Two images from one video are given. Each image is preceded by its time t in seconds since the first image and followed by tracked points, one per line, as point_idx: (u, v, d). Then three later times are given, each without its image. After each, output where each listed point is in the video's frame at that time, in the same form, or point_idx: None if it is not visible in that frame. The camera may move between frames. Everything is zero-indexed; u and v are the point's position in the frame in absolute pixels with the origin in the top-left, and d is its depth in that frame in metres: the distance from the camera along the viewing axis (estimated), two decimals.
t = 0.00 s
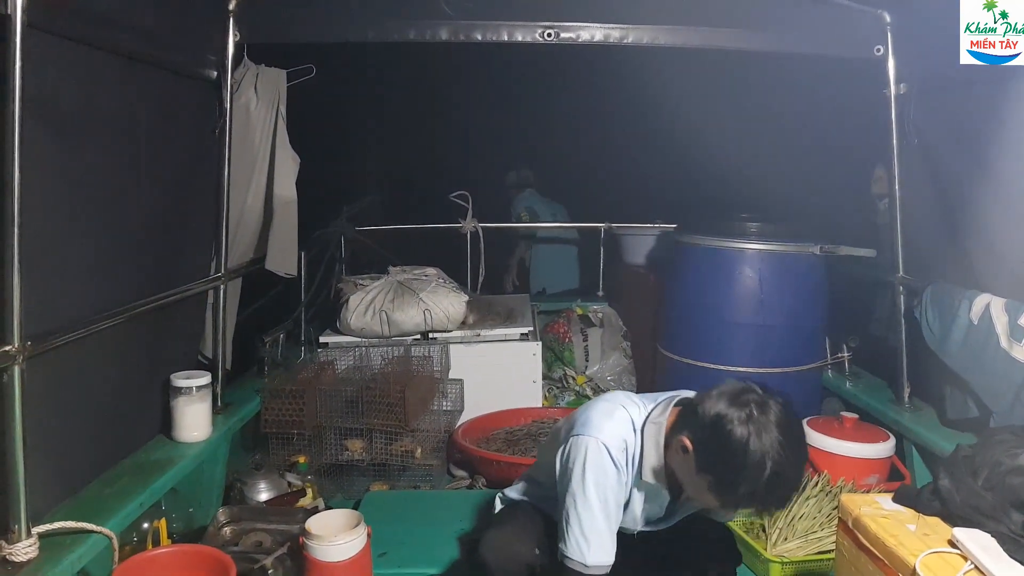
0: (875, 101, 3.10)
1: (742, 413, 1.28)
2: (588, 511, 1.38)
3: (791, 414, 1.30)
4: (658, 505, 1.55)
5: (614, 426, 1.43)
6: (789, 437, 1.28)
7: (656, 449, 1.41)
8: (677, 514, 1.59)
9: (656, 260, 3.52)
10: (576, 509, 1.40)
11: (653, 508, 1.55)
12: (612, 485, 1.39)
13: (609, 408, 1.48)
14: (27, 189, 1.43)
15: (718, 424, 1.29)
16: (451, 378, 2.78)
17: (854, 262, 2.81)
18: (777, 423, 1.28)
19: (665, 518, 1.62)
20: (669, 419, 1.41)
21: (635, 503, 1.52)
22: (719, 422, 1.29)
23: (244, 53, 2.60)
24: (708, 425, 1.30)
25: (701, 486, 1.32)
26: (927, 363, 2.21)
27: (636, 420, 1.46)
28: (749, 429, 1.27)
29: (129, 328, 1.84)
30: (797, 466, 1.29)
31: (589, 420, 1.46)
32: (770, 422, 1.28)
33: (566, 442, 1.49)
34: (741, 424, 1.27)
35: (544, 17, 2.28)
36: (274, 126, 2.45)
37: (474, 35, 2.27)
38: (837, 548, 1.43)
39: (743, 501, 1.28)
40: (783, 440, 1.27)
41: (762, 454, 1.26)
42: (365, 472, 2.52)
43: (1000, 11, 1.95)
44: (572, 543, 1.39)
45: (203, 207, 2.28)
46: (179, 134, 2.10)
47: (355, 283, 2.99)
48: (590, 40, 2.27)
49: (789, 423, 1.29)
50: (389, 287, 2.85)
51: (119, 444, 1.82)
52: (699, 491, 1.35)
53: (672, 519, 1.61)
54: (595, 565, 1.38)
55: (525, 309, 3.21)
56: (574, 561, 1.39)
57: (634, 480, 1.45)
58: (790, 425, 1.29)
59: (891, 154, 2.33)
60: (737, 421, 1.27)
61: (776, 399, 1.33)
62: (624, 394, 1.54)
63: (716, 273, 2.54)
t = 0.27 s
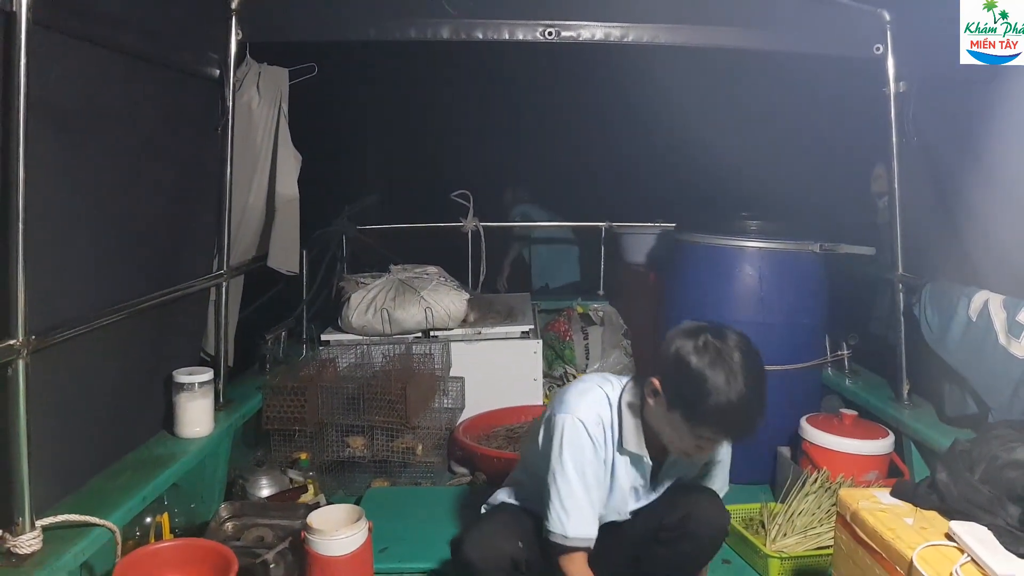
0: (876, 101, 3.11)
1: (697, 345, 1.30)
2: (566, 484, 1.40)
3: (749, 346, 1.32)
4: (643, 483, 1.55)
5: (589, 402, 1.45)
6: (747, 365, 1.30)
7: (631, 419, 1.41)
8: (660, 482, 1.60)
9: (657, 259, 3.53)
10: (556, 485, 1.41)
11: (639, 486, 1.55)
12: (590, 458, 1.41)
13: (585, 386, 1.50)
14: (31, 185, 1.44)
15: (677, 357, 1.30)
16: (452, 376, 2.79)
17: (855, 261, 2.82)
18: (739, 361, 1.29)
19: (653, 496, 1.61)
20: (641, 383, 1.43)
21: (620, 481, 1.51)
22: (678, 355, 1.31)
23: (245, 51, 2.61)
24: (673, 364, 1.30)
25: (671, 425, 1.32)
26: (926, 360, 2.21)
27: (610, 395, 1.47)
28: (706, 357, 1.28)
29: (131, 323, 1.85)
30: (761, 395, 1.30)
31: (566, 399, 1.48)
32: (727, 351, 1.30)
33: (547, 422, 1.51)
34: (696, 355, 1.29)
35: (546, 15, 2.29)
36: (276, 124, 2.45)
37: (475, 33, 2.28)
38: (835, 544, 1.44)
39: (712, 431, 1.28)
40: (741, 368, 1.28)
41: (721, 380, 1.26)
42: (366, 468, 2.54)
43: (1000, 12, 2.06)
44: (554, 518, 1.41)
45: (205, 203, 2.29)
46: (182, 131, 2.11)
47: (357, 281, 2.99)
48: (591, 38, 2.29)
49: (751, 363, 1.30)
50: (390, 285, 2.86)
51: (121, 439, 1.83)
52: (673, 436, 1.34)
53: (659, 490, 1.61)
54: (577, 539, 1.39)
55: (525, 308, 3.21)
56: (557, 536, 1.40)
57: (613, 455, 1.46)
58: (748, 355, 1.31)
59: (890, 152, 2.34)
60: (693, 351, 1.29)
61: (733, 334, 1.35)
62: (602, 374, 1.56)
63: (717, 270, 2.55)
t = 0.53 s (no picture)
0: (874, 95, 3.11)
1: (645, 295, 1.40)
2: (545, 443, 1.49)
3: (701, 295, 1.40)
4: (626, 449, 1.62)
5: (565, 367, 1.54)
6: (699, 313, 1.37)
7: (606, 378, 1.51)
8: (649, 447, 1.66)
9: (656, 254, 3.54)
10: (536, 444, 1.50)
11: (623, 452, 1.62)
12: (566, 418, 1.50)
13: (562, 354, 1.59)
14: (33, 174, 1.45)
15: (628, 308, 1.41)
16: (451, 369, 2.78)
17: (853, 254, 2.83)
18: (692, 309, 1.37)
19: (642, 465, 1.67)
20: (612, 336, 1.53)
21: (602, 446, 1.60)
22: (628, 306, 1.41)
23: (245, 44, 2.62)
24: (628, 317, 1.41)
25: (634, 375, 1.44)
26: (923, 352, 2.23)
27: (587, 361, 1.55)
28: (654, 305, 1.38)
29: (134, 312, 1.86)
30: (715, 339, 1.38)
31: (544, 367, 1.58)
32: (676, 299, 1.39)
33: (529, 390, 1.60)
34: (644, 304, 1.39)
35: (544, 8, 2.29)
36: (276, 117, 2.46)
37: (474, 26, 2.28)
38: (829, 528, 1.46)
39: (666, 376, 1.39)
40: (690, 314, 1.37)
41: (668, 327, 1.36)
42: (366, 460, 2.57)
43: (1001, 12, 2.04)
44: (536, 476, 1.49)
45: (206, 194, 2.30)
46: (183, 122, 2.13)
47: (357, 275, 3.01)
48: (589, 31, 2.29)
49: (704, 309, 1.38)
50: (390, 279, 2.87)
51: (123, 427, 1.84)
52: (638, 388, 1.45)
53: (647, 457, 1.66)
54: (559, 494, 1.48)
55: (524, 301, 3.22)
56: (540, 493, 1.49)
57: (591, 417, 1.54)
58: (699, 303, 1.39)
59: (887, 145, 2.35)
60: (641, 301, 1.39)
61: (688, 284, 1.43)
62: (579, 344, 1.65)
63: (715, 262, 2.55)
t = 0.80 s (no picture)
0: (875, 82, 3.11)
1: (621, 267, 1.46)
2: (532, 418, 1.53)
3: (678, 267, 1.45)
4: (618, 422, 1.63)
5: (551, 344, 1.58)
6: (674, 284, 1.43)
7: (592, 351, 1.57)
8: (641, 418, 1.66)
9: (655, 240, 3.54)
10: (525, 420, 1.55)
11: (614, 426, 1.63)
12: (552, 394, 1.54)
13: (550, 333, 1.63)
14: (35, 152, 1.45)
15: (606, 280, 1.47)
16: (452, 355, 2.79)
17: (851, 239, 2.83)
18: (667, 280, 1.43)
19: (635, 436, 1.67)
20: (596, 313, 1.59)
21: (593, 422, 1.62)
22: (605, 278, 1.47)
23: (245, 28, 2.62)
24: (606, 290, 1.46)
25: (616, 346, 1.49)
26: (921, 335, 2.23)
27: (572, 339, 1.60)
28: (630, 277, 1.44)
29: (135, 292, 1.87)
30: (691, 310, 1.43)
31: (533, 346, 1.62)
32: (652, 271, 1.44)
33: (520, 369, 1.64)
34: (620, 276, 1.45)
35: None
36: (276, 102, 2.46)
37: (474, 10, 2.28)
38: (826, 505, 1.48)
39: (644, 345, 1.43)
40: (666, 285, 1.42)
41: (643, 297, 1.41)
42: (368, 443, 2.60)
43: (1001, 11, 2.10)
44: (525, 450, 1.54)
45: (206, 176, 2.30)
46: (184, 103, 2.13)
47: (357, 262, 3.02)
48: (590, 15, 2.29)
49: (680, 280, 1.44)
50: (391, 266, 2.88)
51: (125, 406, 1.86)
52: (622, 359, 1.51)
53: (640, 428, 1.67)
54: (547, 467, 1.51)
55: (524, 288, 3.23)
56: (529, 466, 1.53)
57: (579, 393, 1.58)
58: (675, 275, 1.44)
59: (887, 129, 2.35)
60: (618, 273, 1.45)
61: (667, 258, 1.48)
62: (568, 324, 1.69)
63: (714, 245, 2.55)
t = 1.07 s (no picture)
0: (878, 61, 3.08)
1: (625, 245, 1.44)
2: (535, 396, 1.52)
3: (682, 245, 1.43)
4: (620, 399, 1.62)
5: (555, 323, 1.57)
6: (678, 263, 1.41)
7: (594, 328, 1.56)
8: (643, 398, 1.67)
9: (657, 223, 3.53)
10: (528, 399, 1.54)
11: (617, 403, 1.62)
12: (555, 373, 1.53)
13: (553, 311, 1.62)
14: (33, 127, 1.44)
15: (610, 259, 1.45)
16: (453, 338, 2.80)
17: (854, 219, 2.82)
18: (671, 258, 1.41)
19: (638, 415, 1.67)
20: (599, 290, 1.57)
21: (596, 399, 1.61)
22: (609, 257, 1.46)
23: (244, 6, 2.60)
24: (609, 268, 1.45)
25: (619, 324, 1.49)
26: (924, 314, 2.23)
27: (576, 317, 1.59)
28: (633, 256, 1.42)
29: (136, 269, 1.87)
30: (694, 289, 1.42)
31: (536, 324, 1.61)
32: (656, 249, 1.42)
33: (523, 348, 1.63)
34: (623, 255, 1.43)
35: None
36: (274, 80, 2.43)
37: None
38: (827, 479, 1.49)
39: (647, 324, 1.43)
40: (669, 263, 1.41)
41: (646, 276, 1.40)
42: (368, 426, 2.60)
43: (1001, 13, 2.09)
44: (528, 429, 1.53)
45: (205, 155, 2.29)
46: (183, 80, 2.11)
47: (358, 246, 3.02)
48: None
49: (683, 258, 1.42)
50: (392, 249, 2.88)
51: (127, 383, 1.86)
52: (626, 338, 1.50)
53: (642, 409, 1.67)
54: (550, 446, 1.51)
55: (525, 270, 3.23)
56: (531, 445, 1.52)
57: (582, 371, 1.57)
58: (680, 253, 1.42)
59: (890, 108, 2.33)
60: (621, 251, 1.44)
61: (671, 234, 1.46)
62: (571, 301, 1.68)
63: (716, 225, 2.55)
